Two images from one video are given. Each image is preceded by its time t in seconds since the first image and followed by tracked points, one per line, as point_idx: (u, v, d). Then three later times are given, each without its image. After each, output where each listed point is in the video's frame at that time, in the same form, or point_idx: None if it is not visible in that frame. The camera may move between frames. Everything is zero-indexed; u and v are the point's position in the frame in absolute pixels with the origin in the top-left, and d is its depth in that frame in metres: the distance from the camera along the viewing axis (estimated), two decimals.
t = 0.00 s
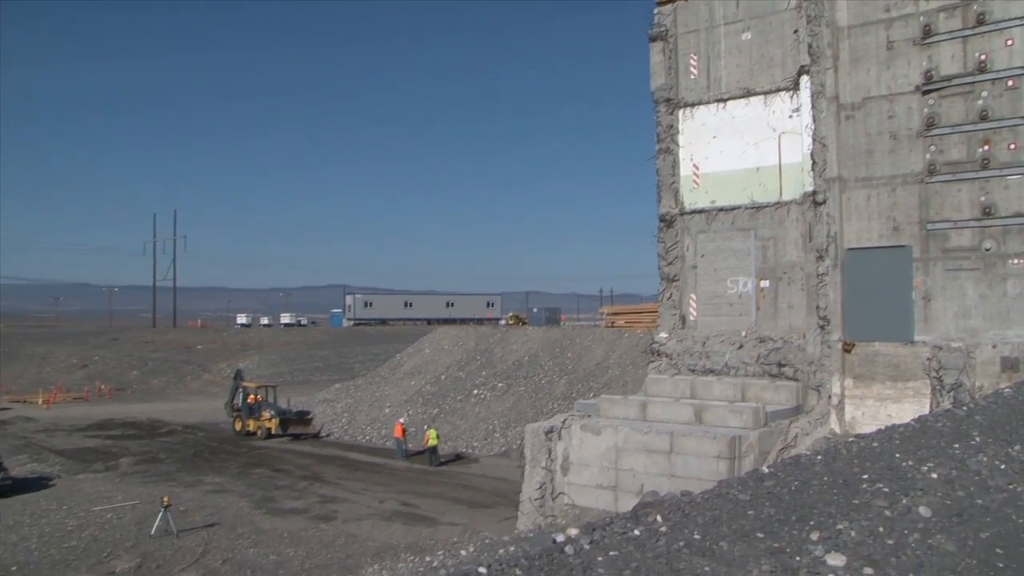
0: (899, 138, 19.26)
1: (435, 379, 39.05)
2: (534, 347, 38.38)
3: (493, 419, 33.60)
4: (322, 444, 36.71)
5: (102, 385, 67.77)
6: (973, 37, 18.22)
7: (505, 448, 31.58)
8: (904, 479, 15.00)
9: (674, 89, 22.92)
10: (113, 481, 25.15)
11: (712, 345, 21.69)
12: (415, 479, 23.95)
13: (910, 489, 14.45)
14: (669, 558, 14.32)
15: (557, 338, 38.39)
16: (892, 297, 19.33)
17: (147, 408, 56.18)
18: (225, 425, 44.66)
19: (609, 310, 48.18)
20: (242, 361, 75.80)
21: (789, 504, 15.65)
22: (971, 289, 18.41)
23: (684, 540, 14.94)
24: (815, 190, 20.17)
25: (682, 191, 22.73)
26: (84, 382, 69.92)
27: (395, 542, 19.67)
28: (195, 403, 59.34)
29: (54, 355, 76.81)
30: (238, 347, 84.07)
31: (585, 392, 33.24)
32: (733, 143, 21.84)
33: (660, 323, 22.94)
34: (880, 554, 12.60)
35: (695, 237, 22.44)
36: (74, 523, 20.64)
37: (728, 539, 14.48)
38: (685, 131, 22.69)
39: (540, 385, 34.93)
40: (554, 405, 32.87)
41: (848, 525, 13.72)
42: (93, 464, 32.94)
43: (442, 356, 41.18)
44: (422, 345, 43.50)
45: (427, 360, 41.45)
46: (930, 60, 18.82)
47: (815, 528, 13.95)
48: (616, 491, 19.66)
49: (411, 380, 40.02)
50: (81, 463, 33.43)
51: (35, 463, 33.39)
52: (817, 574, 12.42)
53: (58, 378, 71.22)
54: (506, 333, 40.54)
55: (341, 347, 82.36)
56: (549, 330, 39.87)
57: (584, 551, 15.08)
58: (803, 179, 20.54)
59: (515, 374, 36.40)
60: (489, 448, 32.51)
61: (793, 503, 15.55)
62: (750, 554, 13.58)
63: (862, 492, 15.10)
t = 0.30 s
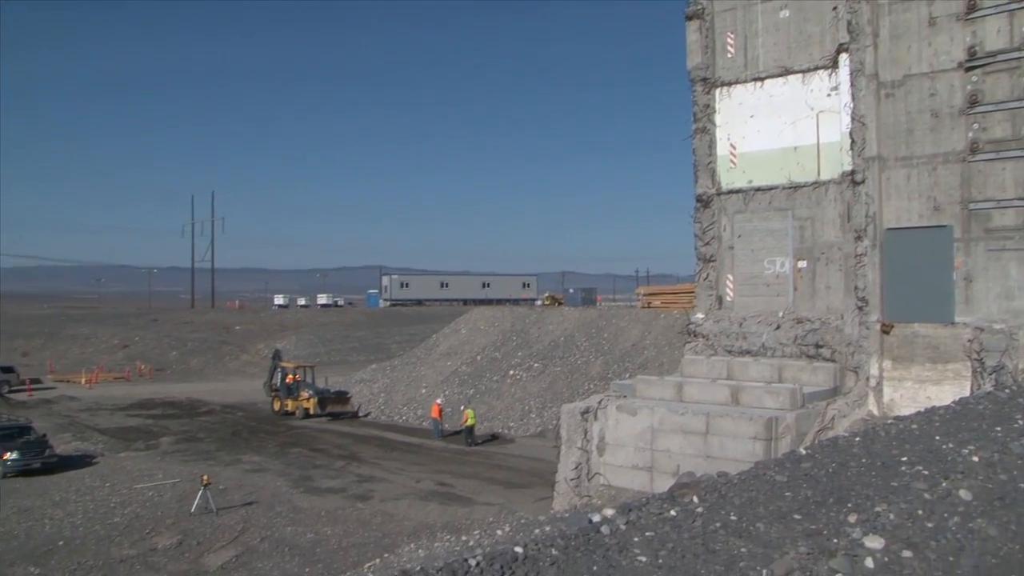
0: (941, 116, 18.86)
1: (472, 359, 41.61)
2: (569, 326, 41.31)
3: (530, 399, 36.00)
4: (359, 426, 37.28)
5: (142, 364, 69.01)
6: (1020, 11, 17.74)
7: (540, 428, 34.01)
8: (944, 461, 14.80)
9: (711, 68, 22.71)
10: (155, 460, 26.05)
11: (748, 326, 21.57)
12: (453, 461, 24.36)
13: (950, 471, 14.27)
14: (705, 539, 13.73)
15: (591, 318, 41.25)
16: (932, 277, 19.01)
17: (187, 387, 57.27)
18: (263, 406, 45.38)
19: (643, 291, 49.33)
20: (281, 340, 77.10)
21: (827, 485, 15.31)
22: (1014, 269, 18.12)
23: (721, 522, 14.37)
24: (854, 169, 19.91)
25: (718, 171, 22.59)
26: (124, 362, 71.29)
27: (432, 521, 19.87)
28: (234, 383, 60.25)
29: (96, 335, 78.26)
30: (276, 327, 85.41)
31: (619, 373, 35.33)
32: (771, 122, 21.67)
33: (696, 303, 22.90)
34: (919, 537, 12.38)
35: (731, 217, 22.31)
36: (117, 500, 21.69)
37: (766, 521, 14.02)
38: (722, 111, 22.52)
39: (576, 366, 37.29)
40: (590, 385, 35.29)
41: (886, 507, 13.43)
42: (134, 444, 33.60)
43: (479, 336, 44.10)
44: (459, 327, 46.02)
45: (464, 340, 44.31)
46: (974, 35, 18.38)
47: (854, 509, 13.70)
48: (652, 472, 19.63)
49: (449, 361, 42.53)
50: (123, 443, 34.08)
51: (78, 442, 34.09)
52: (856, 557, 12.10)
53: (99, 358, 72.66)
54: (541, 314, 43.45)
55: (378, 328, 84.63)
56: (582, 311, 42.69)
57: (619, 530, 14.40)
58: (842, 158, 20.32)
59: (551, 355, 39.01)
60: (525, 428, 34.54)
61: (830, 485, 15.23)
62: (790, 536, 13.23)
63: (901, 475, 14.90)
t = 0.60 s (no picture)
0: (981, 95, 18.30)
1: (505, 340, 41.77)
2: (602, 307, 41.36)
3: (563, 380, 36.24)
4: (392, 407, 37.59)
5: (179, 345, 70.13)
6: None
7: (574, 408, 34.20)
8: (981, 445, 14.63)
9: (745, 47, 22.50)
10: (191, 439, 26.42)
11: (782, 308, 21.45)
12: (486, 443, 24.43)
13: (988, 455, 14.10)
14: (738, 521, 13.56)
15: (625, 300, 41.26)
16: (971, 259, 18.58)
17: (223, 367, 58.12)
18: (298, 386, 45.85)
19: (677, 272, 49.41)
20: (315, 321, 77.77)
21: (861, 468, 15.09)
22: None
23: (755, 504, 14.19)
24: (891, 149, 19.58)
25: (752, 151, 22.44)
26: (161, 342, 72.43)
27: (465, 500, 19.99)
28: (270, 362, 61.09)
29: (134, 314, 79.57)
30: (311, 307, 86.36)
31: (654, 354, 35.48)
32: (806, 101, 21.43)
33: (730, 284, 22.85)
34: (955, 521, 12.21)
35: (765, 198, 22.16)
36: (155, 478, 21.93)
37: (800, 503, 13.82)
38: (756, 90, 22.31)
39: (609, 346, 37.48)
40: (623, 366, 35.42)
41: (922, 490, 13.26)
42: (172, 423, 34.10)
43: (512, 317, 44.21)
44: (492, 307, 46.21)
45: (497, 321, 44.43)
46: (1018, 10, 17.80)
47: (888, 492, 13.50)
48: (685, 453, 19.59)
49: (481, 341, 42.74)
50: (161, 421, 34.67)
51: (117, 421, 34.68)
52: (890, 540, 11.96)
53: (137, 338, 73.81)
54: (574, 295, 43.51)
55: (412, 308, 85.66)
56: (616, 292, 42.77)
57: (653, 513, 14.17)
58: (878, 138, 20.06)
59: (584, 336, 39.12)
60: (558, 409, 34.75)
61: (864, 467, 15.07)
62: (825, 518, 13.10)
63: (937, 458, 14.75)
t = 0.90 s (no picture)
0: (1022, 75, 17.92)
1: (536, 324, 41.87)
2: (633, 292, 41.38)
3: (594, 364, 36.36)
4: (423, 390, 37.84)
5: (212, 328, 70.97)
6: None
7: (605, 393, 34.37)
8: (1019, 433, 14.41)
9: (778, 29, 22.26)
10: (224, 422, 26.69)
11: (815, 292, 21.34)
12: (516, 428, 24.51)
13: None
14: (770, 506, 13.43)
15: (656, 284, 41.24)
16: (1008, 244, 18.15)
17: (255, 351, 58.76)
18: (330, 370, 46.19)
19: (709, 257, 49.35)
20: (346, 305, 78.26)
21: (895, 454, 14.86)
22: None
23: (786, 489, 14.01)
24: (927, 132, 19.30)
25: (785, 134, 22.26)
26: (194, 325, 73.25)
27: (495, 484, 20.06)
28: (302, 346, 61.75)
29: (167, 298, 80.51)
30: (342, 291, 87.04)
31: (686, 338, 35.61)
32: (840, 84, 21.22)
33: (763, 269, 22.74)
34: (991, 509, 11.97)
35: (799, 181, 22.00)
36: (189, 460, 22.19)
37: (832, 489, 13.68)
38: (789, 73, 22.10)
39: (640, 330, 37.60)
40: (654, 351, 35.54)
41: (957, 477, 13.10)
42: (205, 406, 34.48)
43: (542, 301, 44.26)
44: (523, 292, 46.32)
45: (527, 305, 44.52)
46: None
47: (922, 479, 13.34)
48: (716, 438, 19.55)
49: (512, 325, 42.89)
50: (194, 404, 35.10)
51: (151, 404, 35.13)
52: (924, 527, 11.75)
53: (170, 321, 74.66)
54: (605, 279, 43.54)
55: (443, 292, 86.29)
56: (648, 276, 42.74)
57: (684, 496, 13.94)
58: (914, 120, 19.85)
59: (614, 321, 39.19)
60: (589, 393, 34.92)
61: (898, 454, 14.83)
62: (857, 505, 12.96)
63: (973, 444, 14.60)
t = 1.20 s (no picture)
0: None
1: (569, 309, 41.88)
2: (666, 278, 41.23)
3: (628, 349, 36.38)
4: (456, 376, 38.02)
5: (247, 313, 71.69)
6: None
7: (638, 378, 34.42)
8: None
9: (813, 12, 22.02)
10: (259, 406, 26.95)
11: (851, 278, 21.20)
12: (549, 413, 24.58)
13: None
14: (804, 493, 13.28)
15: (690, 270, 41.04)
16: None
17: (290, 336, 59.32)
18: (363, 355, 46.54)
19: (744, 242, 49.06)
20: (379, 290, 78.69)
21: (931, 442, 14.66)
22: None
23: (820, 476, 13.90)
24: (966, 116, 18.97)
25: (821, 119, 22.05)
26: (229, 310, 73.99)
27: (528, 470, 20.12)
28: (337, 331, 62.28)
29: (203, 284, 81.37)
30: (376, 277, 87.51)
31: (720, 324, 35.54)
32: (878, 67, 20.96)
33: (797, 255, 22.62)
34: None
35: (834, 166, 21.83)
36: (224, 444, 22.44)
37: (867, 476, 13.55)
38: (825, 57, 21.86)
39: (674, 316, 37.53)
40: (688, 336, 35.50)
41: (996, 467, 12.88)
42: (241, 389, 34.88)
43: (575, 287, 44.20)
44: (555, 277, 46.28)
45: (560, 291, 44.49)
46: None
47: (961, 467, 13.16)
48: (750, 424, 19.45)
49: (545, 311, 42.91)
50: (230, 388, 35.54)
51: (187, 388, 35.62)
52: (962, 517, 11.47)
53: (205, 308, 75.52)
54: (638, 264, 43.39)
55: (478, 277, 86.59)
56: (682, 261, 42.53)
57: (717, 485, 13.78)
58: (953, 104, 19.55)
59: (648, 306, 39.10)
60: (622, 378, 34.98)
61: (935, 442, 14.63)
62: (893, 491, 12.81)
63: (1013, 432, 14.40)
